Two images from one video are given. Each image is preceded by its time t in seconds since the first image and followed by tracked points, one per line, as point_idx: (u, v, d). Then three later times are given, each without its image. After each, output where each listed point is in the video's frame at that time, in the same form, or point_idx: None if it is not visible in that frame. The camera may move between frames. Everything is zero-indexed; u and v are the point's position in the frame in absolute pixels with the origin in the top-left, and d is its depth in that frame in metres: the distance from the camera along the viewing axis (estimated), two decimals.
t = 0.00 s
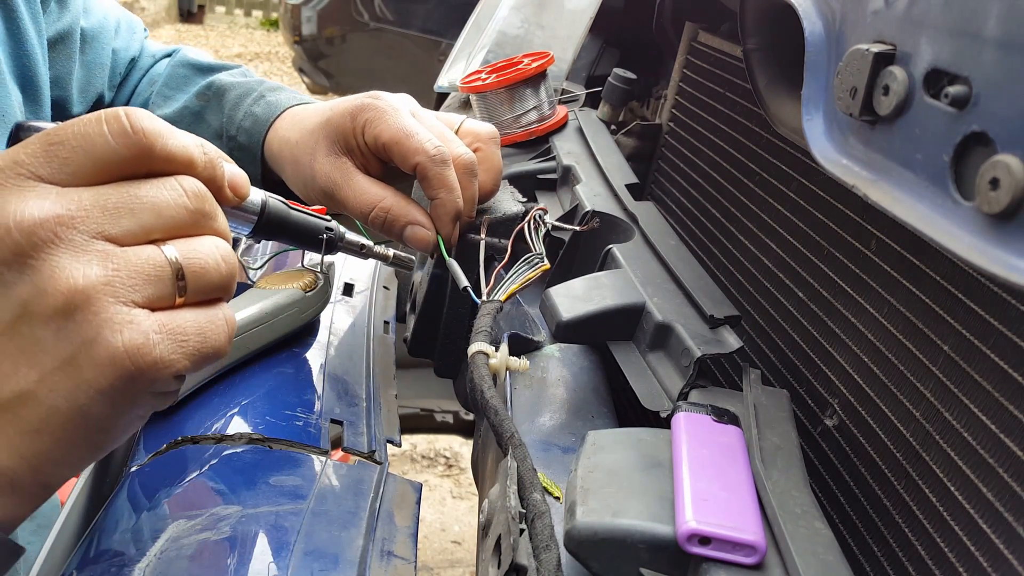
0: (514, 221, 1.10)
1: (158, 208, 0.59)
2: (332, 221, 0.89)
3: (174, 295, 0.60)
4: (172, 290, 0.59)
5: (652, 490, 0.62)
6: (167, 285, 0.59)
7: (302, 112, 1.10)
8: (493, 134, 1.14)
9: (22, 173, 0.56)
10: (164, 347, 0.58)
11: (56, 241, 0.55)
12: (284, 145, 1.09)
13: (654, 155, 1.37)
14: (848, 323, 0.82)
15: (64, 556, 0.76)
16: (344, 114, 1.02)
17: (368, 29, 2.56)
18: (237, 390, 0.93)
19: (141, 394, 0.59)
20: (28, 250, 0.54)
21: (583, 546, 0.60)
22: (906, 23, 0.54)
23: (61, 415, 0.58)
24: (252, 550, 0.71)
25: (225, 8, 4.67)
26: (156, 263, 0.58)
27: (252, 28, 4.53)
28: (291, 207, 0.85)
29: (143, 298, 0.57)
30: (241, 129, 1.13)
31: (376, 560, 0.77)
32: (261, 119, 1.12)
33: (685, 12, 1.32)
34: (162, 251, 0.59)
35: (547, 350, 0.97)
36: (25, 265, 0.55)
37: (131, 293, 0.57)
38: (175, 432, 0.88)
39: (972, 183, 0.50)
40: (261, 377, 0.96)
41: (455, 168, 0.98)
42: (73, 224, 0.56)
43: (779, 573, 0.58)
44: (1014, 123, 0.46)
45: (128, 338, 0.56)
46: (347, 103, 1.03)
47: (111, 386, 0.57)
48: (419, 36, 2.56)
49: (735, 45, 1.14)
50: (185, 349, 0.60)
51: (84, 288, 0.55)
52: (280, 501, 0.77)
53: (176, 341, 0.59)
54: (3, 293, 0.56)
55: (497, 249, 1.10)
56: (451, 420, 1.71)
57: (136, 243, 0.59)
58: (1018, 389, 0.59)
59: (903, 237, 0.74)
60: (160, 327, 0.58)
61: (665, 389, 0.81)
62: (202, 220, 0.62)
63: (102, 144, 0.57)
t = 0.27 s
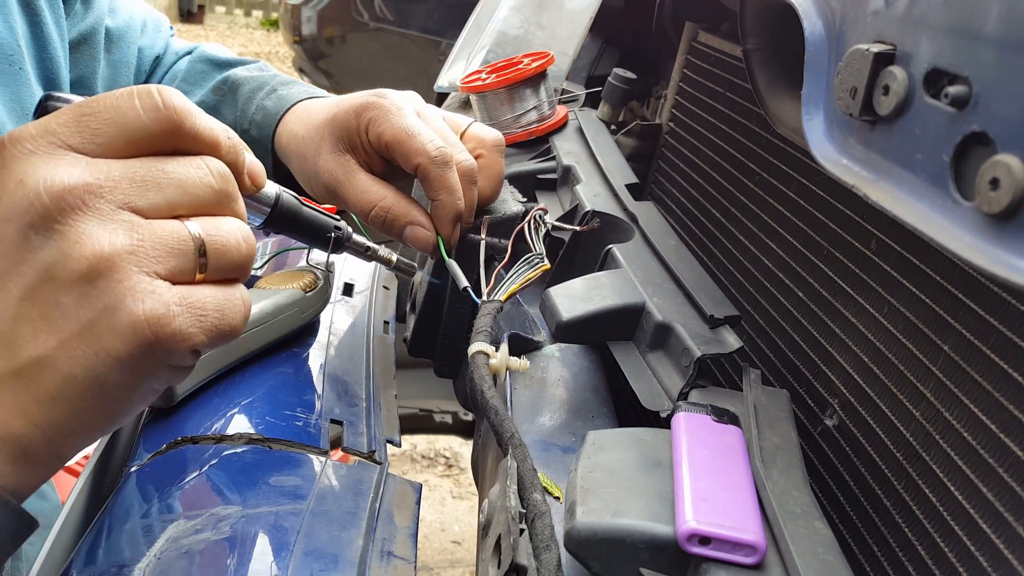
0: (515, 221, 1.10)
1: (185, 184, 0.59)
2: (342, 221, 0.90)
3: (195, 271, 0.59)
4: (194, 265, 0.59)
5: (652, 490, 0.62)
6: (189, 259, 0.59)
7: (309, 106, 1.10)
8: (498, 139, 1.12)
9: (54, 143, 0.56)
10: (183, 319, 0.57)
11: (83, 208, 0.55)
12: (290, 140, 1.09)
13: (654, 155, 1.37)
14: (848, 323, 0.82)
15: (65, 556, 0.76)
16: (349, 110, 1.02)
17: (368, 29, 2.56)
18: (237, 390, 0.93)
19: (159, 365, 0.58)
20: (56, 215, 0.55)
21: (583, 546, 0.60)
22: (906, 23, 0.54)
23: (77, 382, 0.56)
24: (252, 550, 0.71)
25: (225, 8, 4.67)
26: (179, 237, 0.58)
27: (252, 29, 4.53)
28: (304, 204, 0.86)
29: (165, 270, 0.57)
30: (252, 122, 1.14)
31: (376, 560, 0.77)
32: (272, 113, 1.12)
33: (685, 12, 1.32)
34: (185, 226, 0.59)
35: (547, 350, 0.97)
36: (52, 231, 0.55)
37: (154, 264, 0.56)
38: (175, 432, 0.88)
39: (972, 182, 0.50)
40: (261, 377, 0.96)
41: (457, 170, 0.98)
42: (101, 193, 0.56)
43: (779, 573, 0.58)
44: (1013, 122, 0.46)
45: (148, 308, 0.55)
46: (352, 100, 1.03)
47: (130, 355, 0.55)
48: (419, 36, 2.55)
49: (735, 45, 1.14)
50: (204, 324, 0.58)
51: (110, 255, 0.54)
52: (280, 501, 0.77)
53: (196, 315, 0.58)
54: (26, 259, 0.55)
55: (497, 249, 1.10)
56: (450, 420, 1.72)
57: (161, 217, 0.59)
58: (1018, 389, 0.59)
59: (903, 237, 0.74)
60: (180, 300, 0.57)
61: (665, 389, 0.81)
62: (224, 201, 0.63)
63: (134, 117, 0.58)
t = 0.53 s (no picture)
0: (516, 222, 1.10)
1: (213, 117, 0.55)
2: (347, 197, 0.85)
3: (213, 205, 0.55)
4: (213, 197, 0.54)
5: (652, 489, 0.62)
6: (210, 191, 0.54)
7: (321, 100, 1.11)
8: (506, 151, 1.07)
9: (77, 56, 0.52)
10: (197, 248, 0.52)
11: (104, 125, 0.51)
12: (302, 134, 1.10)
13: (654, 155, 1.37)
14: (848, 323, 0.82)
15: (64, 556, 0.76)
16: (355, 111, 1.02)
17: (368, 29, 2.56)
18: (237, 390, 0.93)
19: (175, 291, 0.52)
20: (78, 129, 0.50)
21: (583, 546, 0.60)
22: (906, 23, 0.54)
23: (79, 302, 0.51)
24: (252, 550, 0.71)
25: (225, 8, 4.67)
26: (201, 168, 0.53)
27: (252, 29, 4.53)
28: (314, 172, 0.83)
29: (185, 199, 0.52)
30: (274, 113, 1.15)
31: (376, 560, 0.77)
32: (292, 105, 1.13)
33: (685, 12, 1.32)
34: (208, 158, 0.54)
35: (547, 350, 0.98)
36: (72, 142, 0.50)
37: (174, 190, 0.52)
38: (175, 432, 0.88)
39: (972, 183, 0.50)
40: (261, 377, 0.95)
41: (456, 177, 0.97)
42: (125, 113, 0.51)
43: (779, 573, 0.58)
44: (1013, 122, 0.46)
45: (162, 233, 0.50)
46: (359, 99, 1.02)
47: (139, 278, 0.50)
48: (419, 36, 2.55)
49: (735, 45, 1.14)
50: (219, 258, 0.53)
51: (128, 173, 0.50)
52: (280, 501, 0.77)
53: (212, 249, 0.53)
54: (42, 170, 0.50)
55: (497, 249, 1.10)
56: (450, 420, 1.73)
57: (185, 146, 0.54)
58: (1018, 389, 0.59)
59: (903, 237, 0.74)
60: (198, 231, 0.52)
61: (665, 389, 0.81)
62: (247, 138, 0.58)
63: (164, 41, 0.53)
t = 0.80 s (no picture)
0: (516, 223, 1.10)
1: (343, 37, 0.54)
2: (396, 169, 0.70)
3: (341, 123, 0.53)
4: (344, 115, 0.53)
5: (652, 489, 0.62)
6: (345, 106, 0.52)
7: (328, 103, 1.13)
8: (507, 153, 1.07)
9: None
10: (328, 160, 0.50)
11: (243, 21, 0.48)
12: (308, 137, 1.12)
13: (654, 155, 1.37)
14: (849, 323, 0.81)
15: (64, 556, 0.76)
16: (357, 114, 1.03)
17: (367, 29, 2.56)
18: (237, 390, 0.93)
19: (298, 202, 0.51)
20: (224, 18, 0.48)
21: (583, 546, 0.60)
22: (906, 23, 0.54)
23: (206, 192, 0.47)
24: (252, 550, 0.71)
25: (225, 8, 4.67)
26: (342, 83, 0.51)
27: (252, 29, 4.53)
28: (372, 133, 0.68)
29: (325, 108, 0.50)
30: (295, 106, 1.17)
31: (376, 560, 0.77)
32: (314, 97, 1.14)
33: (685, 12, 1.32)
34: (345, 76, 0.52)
35: (547, 350, 0.98)
36: (218, 30, 0.48)
37: (314, 97, 0.49)
38: (175, 432, 0.88)
39: (972, 183, 0.50)
40: (261, 377, 0.95)
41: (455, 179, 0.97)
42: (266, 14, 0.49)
43: (779, 573, 0.58)
44: (1013, 122, 0.46)
45: (300, 136, 0.48)
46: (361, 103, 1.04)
47: (277, 177, 0.48)
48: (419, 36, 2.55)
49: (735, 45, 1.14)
50: (346, 173, 0.51)
51: (275, 70, 0.48)
52: (280, 501, 0.77)
53: (344, 163, 0.51)
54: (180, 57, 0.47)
55: (497, 249, 1.10)
56: (450, 419, 1.72)
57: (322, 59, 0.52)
58: (1018, 389, 0.59)
59: (903, 237, 0.74)
60: (333, 142, 0.50)
61: (665, 389, 0.81)
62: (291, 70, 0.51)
63: None
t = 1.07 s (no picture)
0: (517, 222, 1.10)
1: None
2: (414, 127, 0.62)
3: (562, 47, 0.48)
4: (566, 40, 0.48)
5: (652, 489, 0.62)
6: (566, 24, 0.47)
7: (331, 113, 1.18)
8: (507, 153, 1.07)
9: None
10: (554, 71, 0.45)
11: None
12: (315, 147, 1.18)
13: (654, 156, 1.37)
14: (849, 323, 0.81)
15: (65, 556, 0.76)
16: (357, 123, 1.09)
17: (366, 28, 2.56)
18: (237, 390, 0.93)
19: (513, 110, 0.44)
20: None
21: (583, 546, 0.60)
22: (907, 22, 0.54)
23: (450, 69, 0.41)
24: (251, 549, 0.71)
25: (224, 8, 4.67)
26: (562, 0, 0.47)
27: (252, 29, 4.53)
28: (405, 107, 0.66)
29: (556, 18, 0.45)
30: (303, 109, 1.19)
31: (376, 560, 0.78)
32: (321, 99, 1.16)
33: (685, 12, 1.32)
34: None
35: (547, 350, 0.98)
36: None
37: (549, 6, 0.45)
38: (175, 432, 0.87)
39: (972, 183, 0.50)
40: (261, 377, 0.95)
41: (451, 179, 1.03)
42: None
43: (779, 572, 0.58)
44: (1014, 122, 0.46)
45: (529, 29, 0.42)
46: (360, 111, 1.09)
47: (512, 73, 0.42)
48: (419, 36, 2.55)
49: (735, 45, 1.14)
50: (555, 87, 0.45)
51: None
52: (280, 500, 0.77)
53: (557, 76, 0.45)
54: None
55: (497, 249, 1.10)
56: (451, 419, 1.72)
57: None
58: (1018, 389, 0.59)
59: (903, 237, 0.74)
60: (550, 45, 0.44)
61: (665, 389, 0.81)
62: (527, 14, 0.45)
63: None
